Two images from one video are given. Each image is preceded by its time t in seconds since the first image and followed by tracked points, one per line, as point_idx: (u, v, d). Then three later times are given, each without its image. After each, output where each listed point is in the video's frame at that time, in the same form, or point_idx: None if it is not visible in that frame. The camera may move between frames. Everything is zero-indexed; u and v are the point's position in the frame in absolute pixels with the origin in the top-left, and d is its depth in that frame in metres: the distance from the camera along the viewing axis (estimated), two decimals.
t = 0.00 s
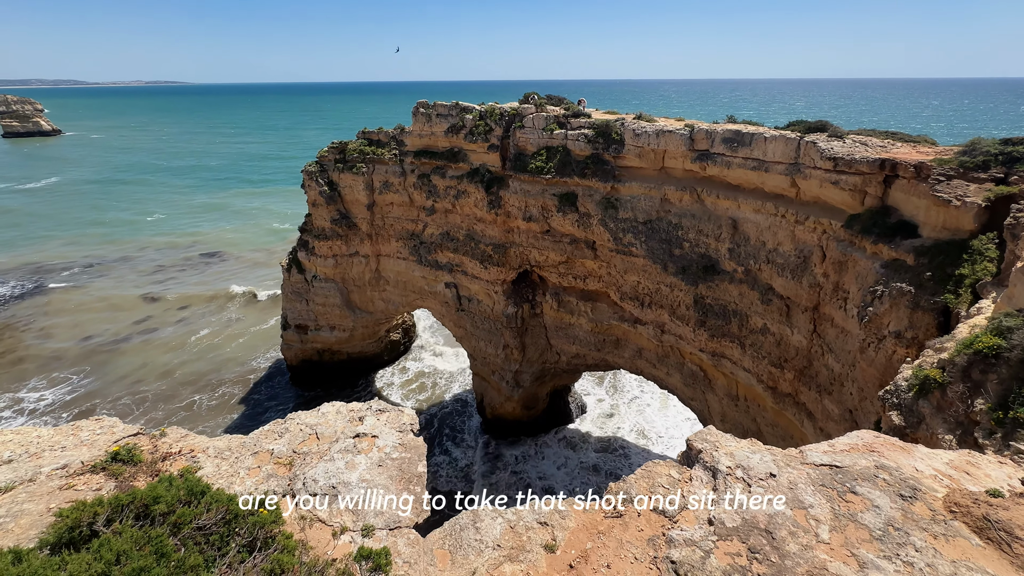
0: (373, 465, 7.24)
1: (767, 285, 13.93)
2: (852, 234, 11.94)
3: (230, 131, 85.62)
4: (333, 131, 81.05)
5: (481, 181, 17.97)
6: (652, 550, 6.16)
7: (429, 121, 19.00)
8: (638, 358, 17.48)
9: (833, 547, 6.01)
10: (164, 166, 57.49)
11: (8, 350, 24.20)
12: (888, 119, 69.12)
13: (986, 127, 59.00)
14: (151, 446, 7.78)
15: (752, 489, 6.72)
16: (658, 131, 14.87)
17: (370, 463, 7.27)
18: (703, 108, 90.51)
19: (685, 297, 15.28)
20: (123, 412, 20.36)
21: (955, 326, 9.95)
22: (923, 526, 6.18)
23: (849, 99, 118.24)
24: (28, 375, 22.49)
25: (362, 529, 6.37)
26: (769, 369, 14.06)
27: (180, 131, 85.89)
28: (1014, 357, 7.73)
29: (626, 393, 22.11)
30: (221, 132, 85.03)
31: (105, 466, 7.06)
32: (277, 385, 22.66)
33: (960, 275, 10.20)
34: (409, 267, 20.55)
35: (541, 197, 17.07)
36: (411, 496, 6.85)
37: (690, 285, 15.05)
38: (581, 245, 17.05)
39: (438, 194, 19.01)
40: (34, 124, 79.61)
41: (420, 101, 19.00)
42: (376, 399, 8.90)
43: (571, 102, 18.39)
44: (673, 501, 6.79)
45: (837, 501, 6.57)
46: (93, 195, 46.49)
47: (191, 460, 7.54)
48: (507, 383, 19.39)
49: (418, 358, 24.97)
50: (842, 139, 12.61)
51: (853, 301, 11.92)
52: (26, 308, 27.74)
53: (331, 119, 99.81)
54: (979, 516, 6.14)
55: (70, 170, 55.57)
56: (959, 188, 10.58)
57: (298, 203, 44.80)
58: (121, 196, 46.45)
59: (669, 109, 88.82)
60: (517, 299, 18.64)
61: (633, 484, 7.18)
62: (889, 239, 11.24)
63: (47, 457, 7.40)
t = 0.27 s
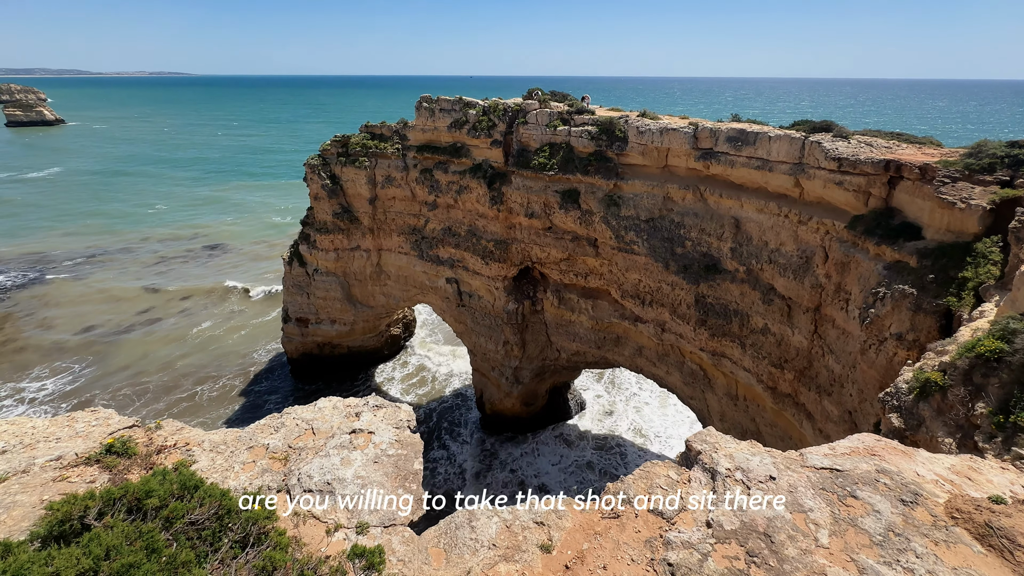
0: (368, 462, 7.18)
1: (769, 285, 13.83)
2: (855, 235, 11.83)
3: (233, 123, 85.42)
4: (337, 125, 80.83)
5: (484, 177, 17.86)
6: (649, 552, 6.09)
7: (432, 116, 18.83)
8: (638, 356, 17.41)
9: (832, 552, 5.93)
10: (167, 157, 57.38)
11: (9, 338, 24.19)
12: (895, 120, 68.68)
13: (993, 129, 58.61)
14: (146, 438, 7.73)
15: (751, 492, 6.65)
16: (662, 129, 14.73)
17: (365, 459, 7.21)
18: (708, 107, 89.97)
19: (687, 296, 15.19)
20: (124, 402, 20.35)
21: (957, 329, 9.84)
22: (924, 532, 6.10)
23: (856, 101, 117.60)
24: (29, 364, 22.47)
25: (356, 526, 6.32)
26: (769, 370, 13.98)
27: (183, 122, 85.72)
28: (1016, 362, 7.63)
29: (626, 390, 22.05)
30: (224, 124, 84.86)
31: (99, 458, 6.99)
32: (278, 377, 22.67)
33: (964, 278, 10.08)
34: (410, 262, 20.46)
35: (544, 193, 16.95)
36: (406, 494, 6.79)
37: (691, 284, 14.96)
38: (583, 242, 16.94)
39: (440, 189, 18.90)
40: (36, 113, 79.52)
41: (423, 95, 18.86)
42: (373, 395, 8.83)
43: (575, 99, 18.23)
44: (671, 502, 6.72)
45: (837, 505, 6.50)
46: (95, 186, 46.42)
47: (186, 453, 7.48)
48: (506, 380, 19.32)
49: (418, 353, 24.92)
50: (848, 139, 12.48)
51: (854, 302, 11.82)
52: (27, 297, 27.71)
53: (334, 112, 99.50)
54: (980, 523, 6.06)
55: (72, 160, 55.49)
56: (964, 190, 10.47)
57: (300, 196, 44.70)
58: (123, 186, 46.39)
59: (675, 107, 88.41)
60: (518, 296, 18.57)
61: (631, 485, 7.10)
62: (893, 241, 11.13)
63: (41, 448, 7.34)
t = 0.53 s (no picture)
0: (362, 456, 7.15)
1: (768, 284, 13.78)
2: (854, 235, 11.77)
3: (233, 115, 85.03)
4: (337, 118, 80.45)
5: (484, 172, 17.76)
6: (641, 549, 6.07)
7: (433, 110, 18.66)
8: (636, 354, 17.38)
9: (825, 551, 5.91)
10: (166, 149, 57.11)
11: (7, 328, 24.14)
12: (898, 120, 68.43)
13: (996, 130, 58.42)
14: (138, 430, 7.68)
15: (745, 490, 6.62)
16: (663, 126, 14.64)
17: (358, 454, 7.18)
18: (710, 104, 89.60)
19: (686, 293, 15.15)
20: (122, 394, 20.34)
21: (955, 329, 9.81)
22: (918, 532, 6.07)
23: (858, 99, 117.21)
24: (27, 354, 22.44)
25: (348, 520, 6.28)
26: (767, 368, 13.95)
27: (183, 114, 85.39)
28: (1013, 362, 7.59)
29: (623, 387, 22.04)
30: (224, 116, 84.53)
31: (91, 450, 6.94)
32: (276, 370, 22.65)
33: (962, 278, 10.05)
34: (409, 257, 20.39)
35: (544, 189, 16.87)
36: (399, 489, 6.74)
37: (690, 282, 14.92)
38: (583, 239, 16.87)
39: (440, 184, 18.80)
40: (35, 103, 79.12)
41: (424, 89, 18.71)
42: (368, 389, 8.77)
43: (577, 94, 18.11)
44: (665, 500, 6.69)
45: (831, 504, 6.47)
46: (94, 177, 46.24)
47: (178, 446, 7.44)
48: (504, 375, 19.28)
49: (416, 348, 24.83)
50: (849, 138, 12.40)
51: (853, 301, 11.79)
52: (24, 288, 27.61)
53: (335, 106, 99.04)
54: (975, 524, 6.04)
55: (71, 151, 55.27)
56: (964, 191, 10.43)
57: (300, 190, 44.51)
58: (121, 178, 46.19)
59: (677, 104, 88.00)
60: (517, 292, 18.51)
61: (624, 482, 7.06)
62: (892, 241, 11.08)
63: (33, 439, 7.29)
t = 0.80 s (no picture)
0: (358, 451, 7.12)
1: (766, 281, 13.76)
2: (853, 232, 11.75)
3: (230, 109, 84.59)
4: (336, 113, 80.06)
5: (483, 167, 17.68)
6: (638, 545, 6.04)
7: (431, 105, 18.62)
8: (634, 350, 17.37)
9: (822, 547, 5.90)
10: (163, 143, 56.79)
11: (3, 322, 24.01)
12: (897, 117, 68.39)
13: (995, 128, 58.38)
14: (133, 425, 7.64)
15: (742, 486, 6.61)
16: (663, 122, 14.58)
17: (355, 449, 7.15)
18: (710, 100, 89.42)
19: (684, 290, 15.13)
20: (119, 388, 20.28)
21: (952, 327, 9.80)
22: (915, 529, 6.08)
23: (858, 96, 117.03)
24: (23, 347, 22.34)
25: (343, 515, 6.25)
26: (764, 365, 13.96)
27: (180, 107, 84.92)
28: (1010, 360, 7.63)
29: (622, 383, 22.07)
30: (222, 110, 84.09)
31: (85, 444, 6.89)
32: (274, 365, 22.61)
33: (960, 276, 10.02)
34: (408, 252, 20.32)
35: (543, 185, 16.80)
36: (395, 484, 6.73)
37: (689, 278, 14.89)
38: (581, 235, 16.82)
39: (439, 179, 18.70)
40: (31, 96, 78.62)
41: (423, 84, 18.60)
42: (364, 384, 8.73)
43: (576, 90, 18.02)
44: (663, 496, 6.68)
45: (828, 501, 6.46)
46: (90, 171, 45.99)
47: (174, 441, 7.39)
48: (502, 371, 19.27)
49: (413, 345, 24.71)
50: (849, 136, 12.36)
51: (851, 299, 11.77)
52: (21, 281, 27.46)
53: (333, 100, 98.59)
54: (971, 520, 6.04)
55: (68, 144, 54.94)
56: (963, 189, 10.40)
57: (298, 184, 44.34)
58: (118, 172, 45.94)
59: (677, 100, 87.67)
60: (515, 287, 18.47)
61: (622, 478, 7.04)
62: (891, 238, 11.06)
63: (27, 433, 7.24)
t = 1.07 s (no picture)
0: (357, 446, 7.09)
1: (764, 276, 13.74)
2: (851, 227, 11.72)
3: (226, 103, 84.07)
4: (333, 107, 79.66)
5: (480, 162, 17.58)
6: (639, 539, 6.03)
7: (429, 99, 18.35)
8: (632, 345, 17.36)
9: (822, 541, 5.89)
10: (158, 138, 56.43)
11: None
12: (895, 112, 68.36)
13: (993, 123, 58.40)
14: (130, 420, 7.58)
15: (742, 480, 6.61)
16: (662, 116, 14.52)
17: (354, 444, 7.12)
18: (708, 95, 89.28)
19: (682, 285, 15.10)
20: (117, 383, 20.23)
21: (948, 322, 9.81)
22: (915, 522, 6.08)
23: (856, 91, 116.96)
24: (20, 342, 22.23)
25: (343, 510, 6.22)
26: (761, 360, 13.96)
27: (175, 102, 84.23)
28: (1006, 355, 7.60)
29: (620, 378, 22.12)
30: (218, 104, 83.49)
31: (82, 440, 6.84)
32: (272, 360, 22.54)
33: (957, 272, 9.98)
34: (406, 248, 20.24)
35: (541, 180, 16.72)
36: (394, 479, 6.70)
37: (687, 273, 14.86)
38: (580, 230, 16.77)
39: (437, 174, 18.59)
40: (25, 89, 78.01)
41: (420, 78, 18.46)
42: (363, 379, 8.68)
43: (574, 84, 17.92)
44: (663, 490, 6.67)
45: (828, 495, 6.46)
46: (85, 165, 45.66)
47: (171, 436, 7.34)
48: (500, 366, 19.28)
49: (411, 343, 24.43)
50: (848, 131, 12.32)
51: (848, 294, 11.75)
52: (17, 277, 27.27)
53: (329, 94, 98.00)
54: (971, 514, 6.05)
55: (62, 139, 54.50)
56: (961, 184, 10.35)
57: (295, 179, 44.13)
58: (113, 167, 45.64)
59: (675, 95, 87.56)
60: (513, 283, 18.43)
61: (622, 473, 7.03)
62: (889, 234, 11.04)
63: (23, 429, 7.18)
